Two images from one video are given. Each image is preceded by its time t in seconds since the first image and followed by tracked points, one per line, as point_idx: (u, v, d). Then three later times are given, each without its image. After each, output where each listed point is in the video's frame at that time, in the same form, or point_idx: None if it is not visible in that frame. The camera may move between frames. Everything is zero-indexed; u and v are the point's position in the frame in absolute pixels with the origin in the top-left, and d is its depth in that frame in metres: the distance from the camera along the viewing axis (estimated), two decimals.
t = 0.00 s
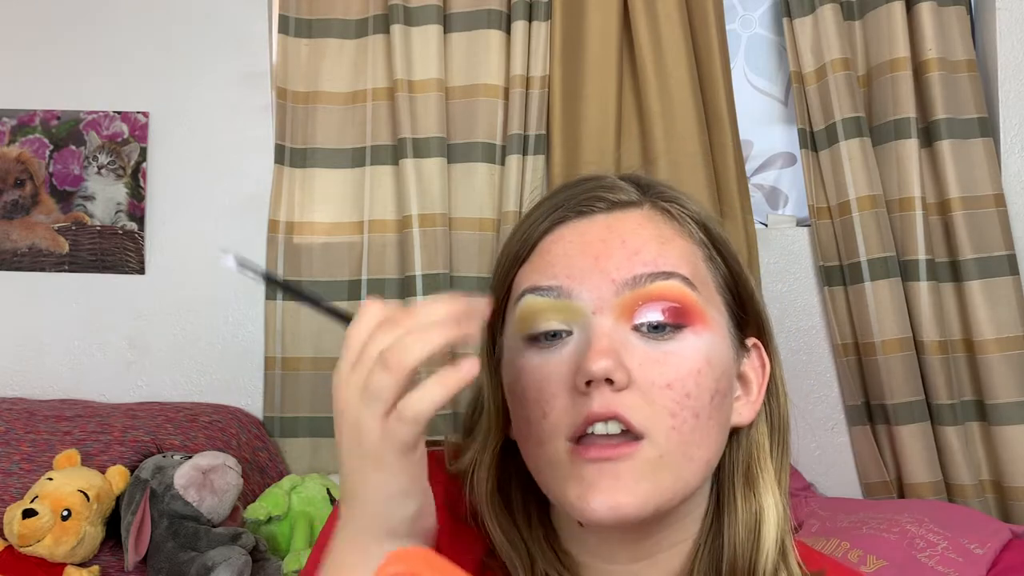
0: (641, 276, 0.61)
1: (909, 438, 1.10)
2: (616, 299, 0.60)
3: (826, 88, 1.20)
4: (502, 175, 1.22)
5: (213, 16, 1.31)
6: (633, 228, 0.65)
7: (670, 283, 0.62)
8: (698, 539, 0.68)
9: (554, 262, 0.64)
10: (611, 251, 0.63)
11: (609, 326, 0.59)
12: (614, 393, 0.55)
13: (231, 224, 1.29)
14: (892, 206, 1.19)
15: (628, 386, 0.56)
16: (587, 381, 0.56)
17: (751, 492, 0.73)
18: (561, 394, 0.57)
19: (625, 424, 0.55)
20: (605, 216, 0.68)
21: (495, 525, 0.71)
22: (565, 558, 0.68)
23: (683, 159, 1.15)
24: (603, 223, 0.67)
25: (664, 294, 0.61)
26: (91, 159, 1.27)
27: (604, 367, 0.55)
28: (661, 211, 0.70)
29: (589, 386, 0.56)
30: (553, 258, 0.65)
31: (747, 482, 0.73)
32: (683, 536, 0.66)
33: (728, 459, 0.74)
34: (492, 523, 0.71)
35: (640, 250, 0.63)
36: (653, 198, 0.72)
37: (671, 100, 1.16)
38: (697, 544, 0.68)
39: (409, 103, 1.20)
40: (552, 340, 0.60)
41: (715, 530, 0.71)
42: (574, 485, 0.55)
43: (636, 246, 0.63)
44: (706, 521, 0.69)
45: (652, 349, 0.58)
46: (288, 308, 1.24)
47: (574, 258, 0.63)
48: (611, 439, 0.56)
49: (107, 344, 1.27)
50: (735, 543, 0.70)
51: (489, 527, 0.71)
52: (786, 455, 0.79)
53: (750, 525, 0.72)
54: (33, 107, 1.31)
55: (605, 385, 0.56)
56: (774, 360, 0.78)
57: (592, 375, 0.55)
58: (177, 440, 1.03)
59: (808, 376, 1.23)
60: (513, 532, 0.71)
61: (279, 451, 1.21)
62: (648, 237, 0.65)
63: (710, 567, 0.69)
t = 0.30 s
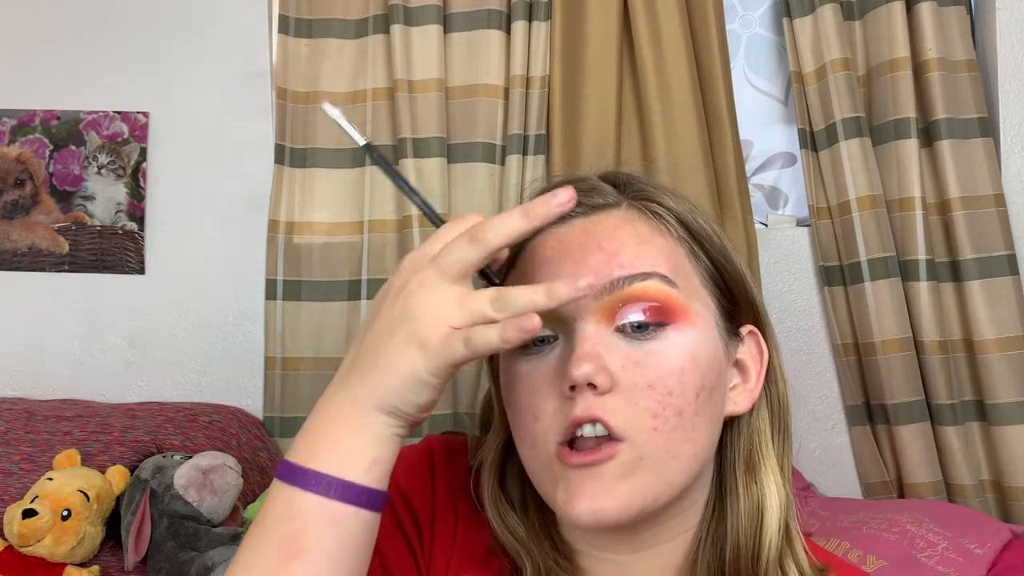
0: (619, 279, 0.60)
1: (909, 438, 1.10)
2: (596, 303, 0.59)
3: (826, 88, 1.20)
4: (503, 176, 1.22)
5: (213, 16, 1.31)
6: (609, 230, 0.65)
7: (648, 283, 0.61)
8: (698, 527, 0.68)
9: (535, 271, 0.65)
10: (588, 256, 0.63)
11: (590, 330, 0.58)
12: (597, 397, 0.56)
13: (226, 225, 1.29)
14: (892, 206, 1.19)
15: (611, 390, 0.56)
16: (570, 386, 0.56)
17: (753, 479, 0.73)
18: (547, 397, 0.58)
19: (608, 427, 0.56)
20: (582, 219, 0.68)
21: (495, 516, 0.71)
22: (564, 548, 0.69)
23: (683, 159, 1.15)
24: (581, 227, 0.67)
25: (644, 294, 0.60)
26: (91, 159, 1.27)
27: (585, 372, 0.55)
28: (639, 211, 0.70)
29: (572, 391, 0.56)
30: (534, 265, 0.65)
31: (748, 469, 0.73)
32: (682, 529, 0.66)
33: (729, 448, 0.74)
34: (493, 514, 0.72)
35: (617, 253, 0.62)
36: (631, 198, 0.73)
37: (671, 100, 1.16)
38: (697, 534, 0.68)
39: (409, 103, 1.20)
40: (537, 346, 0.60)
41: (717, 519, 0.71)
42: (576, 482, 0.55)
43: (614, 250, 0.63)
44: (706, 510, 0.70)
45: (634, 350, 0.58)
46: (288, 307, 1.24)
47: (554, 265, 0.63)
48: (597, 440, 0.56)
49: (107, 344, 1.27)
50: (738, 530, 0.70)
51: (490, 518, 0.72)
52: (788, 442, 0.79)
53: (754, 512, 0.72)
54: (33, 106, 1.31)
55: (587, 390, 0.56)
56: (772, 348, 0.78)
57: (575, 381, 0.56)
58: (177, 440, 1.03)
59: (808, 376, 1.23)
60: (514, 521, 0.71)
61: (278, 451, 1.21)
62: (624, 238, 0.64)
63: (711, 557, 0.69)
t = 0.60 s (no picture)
0: (632, 288, 0.61)
1: (909, 438, 1.10)
2: (609, 311, 0.59)
3: (825, 88, 1.20)
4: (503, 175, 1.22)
5: (213, 17, 1.31)
6: (621, 238, 0.65)
7: (660, 291, 0.61)
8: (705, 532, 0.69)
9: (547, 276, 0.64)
10: (601, 263, 0.62)
11: (603, 338, 0.59)
12: (612, 405, 0.56)
13: (225, 225, 1.29)
14: (892, 206, 1.19)
15: (625, 396, 0.56)
16: (585, 394, 0.56)
17: (759, 480, 0.73)
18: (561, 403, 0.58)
19: (624, 433, 0.56)
20: (596, 226, 0.67)
21: (506, 518, 0.71)
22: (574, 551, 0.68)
23: (683, 159, 1.15)
24: (594, 234, 0.66)
25: (656, 302, 0.60)
26: (91, 159, 1.27)
27: (599, 380, 0.55)
28: (651, 218, 0.70)
29: (587, 398, 0.56)
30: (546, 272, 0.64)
31: (755, 470, 0.73)
32: (689, 531, 0.66)
33: (736, 449, 0.74)
34: (503, 517, 0.72)
35: (630, 261, 0.62)
36: (644, 205, 0.72)
37: (671, 100, 1.16)
38: (704, 535, 0.69)
39: (409, 102, 1.20)
40: (549, 352, 0.60)
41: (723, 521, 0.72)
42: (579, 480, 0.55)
43: (627, 257, 0.62)
44: (713, 511, 0.70)
45: (647, 357, 0.58)
46: (288, 308, 1.24)
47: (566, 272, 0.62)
48: (611, 447, 0.56)
49: (107, 344, 1.27)
50: (744, 531, 0.71)
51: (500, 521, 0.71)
52: (796, 441, 0.78)
53: (760, 512, 0.72)
54: (33, 107, 1.31)
55: (602, 397, 0.56)
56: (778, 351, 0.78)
57: (589, 388, 0.56)
58: (177, 440, 1.03)
59: (807, 375, 1.23)
60: (524, 524, 0.71)
61: (279, 451, 1.21)
62: (637, 246, 0.64)
63: (718, 556, 0.70)
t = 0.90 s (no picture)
0: (659, 274, 0.62)
1: (909, 438, 1.10)
2: (635, 293, 0.60)
3: (826, 88, 1.20)
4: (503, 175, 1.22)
5: (213, 16, 1.31)
6: (650, 227, 0.66)
7: (686, 280, 0.62)
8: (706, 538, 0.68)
9: (574, 260, 0.64)
10: (630, 248, 0.63)
11: (628, 318, 0.59)
12: (631, 383, 0.56)
13: (224, 224, 1.29)
14: (892, 206, 1.19)
15: (645, 377, 0.56)
16: (606, 370, 0.56)
17: (756, 484, 0.73)
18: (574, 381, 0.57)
19: (640, 414, 0.56)
20: (626, 214, 0.68)
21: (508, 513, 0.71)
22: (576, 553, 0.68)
23: (683, 159, 1.15)
24: (624, 221, 0.66)
25: (681, 290, 0.61)
26: (91, 159, 1.27)
27: (622, 356, 0.56)
28: (678, 211, 0.70)
29: (607, 375, 0.56)
30: (574, 256, 0.65)
31: (752, 474, 0.73)
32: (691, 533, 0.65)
33: (734, 454, 0.74)
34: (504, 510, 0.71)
35: (658, 248, 0.64)
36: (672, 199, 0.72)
37: (671, 101, 1.16)
38: (705, 534, 0.68)
39: (409, 102, 1.20)
40: (568, 329, 0.61)
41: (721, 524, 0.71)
42: (583, 476, 0.55)
43: (654, 245, 0.64)
44: (714, 512, 0.69)
45: (668, 341, 0.59)
46: (288, 307, 1.24)
47: (594, 256, 0.63)
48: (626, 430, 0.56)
49: (107, 343, 1.27)
50: (741, 534, 0.70)
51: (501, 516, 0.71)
52: (791, 450, 0.78)
53: (756, 516, 0.73)
54: (33, 107, 1.31)
55: (623, 375, 0.56)
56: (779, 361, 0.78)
57: (611, 364, 0.56)
58: (177, 440, 1.03)
59: (807, 374, 1.23)
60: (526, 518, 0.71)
61: (279, 451, 1.21)
62: (665, 237, 0.65)
63: (717, 561, 0.69)
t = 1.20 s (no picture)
0: (640, 265, 0.61)
1: (909, 438, 1.10)
2: (619, 288, 0.60)
3: (826, 88, 1.20)
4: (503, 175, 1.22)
5: (213, 16, 1.31)
6: (630, 220, 0.65)
7: (670, 270, 0.61)
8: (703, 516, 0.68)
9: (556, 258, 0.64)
10: (611, 243, 0.63)
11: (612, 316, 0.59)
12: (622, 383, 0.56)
13: (224, 223, 1.29)
14: (892, 206, 1.19)
15: (635, 376, 0.56)
16: (595, 372, 0.55)
17: (751, 466, 0.73)
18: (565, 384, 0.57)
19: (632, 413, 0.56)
20: (604, 210, 0.68)
21: (500, 514, 0.71)
22: (570, 543, 0.68)
23: (683, 159, 1.15)
24: (602, 217, 0.66)
25: (664, 281, 0.61)
26: (91, 159, 1.28)
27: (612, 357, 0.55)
28: (657, 204, 0.70)
29: (597, 377, 0.56)
30: (555, 254, 0.65)
31: (745, 455, 0.74)
32: (687, 517, 0.66)
33: (727, 436, 0.74)
34: (496, 510, 0.71)
35: (639, 240, 0.63)
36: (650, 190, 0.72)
37: (671, 102, 1.16)
38: (700, 515, 0.68)
39: (409, 102, 1.20)
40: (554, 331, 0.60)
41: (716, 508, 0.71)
42: (586, 472, 0.55)
43: (635, 237, 0.63)
44: (708, 496, 0.69)
45: (655, 335, 0.58)
46: (288, 307, 1.24)
47: (575, 254, 0.63)
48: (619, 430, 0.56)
49: (107, 344, 1.27)
50: (737, 518, 0.70)
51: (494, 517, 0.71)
52: (785, 433, 0.79)
53: (753, 500, 0.72)
54: (33, 107, 1.31)
55: (613, 377, 0.56)
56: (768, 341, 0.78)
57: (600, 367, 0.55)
58: (177, 440, 1.03)
59: (807, 375, 1.23)
60: (518, 517, 0.71)
61: (279, 451, 1.21)
62: (645, 228, 0.65)
63: (715, 544, 0.69)
